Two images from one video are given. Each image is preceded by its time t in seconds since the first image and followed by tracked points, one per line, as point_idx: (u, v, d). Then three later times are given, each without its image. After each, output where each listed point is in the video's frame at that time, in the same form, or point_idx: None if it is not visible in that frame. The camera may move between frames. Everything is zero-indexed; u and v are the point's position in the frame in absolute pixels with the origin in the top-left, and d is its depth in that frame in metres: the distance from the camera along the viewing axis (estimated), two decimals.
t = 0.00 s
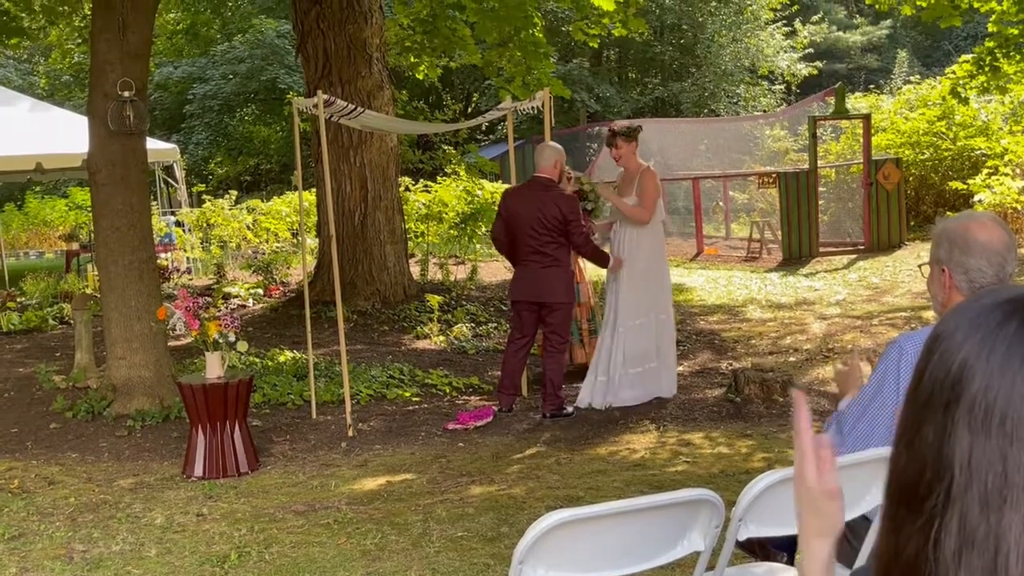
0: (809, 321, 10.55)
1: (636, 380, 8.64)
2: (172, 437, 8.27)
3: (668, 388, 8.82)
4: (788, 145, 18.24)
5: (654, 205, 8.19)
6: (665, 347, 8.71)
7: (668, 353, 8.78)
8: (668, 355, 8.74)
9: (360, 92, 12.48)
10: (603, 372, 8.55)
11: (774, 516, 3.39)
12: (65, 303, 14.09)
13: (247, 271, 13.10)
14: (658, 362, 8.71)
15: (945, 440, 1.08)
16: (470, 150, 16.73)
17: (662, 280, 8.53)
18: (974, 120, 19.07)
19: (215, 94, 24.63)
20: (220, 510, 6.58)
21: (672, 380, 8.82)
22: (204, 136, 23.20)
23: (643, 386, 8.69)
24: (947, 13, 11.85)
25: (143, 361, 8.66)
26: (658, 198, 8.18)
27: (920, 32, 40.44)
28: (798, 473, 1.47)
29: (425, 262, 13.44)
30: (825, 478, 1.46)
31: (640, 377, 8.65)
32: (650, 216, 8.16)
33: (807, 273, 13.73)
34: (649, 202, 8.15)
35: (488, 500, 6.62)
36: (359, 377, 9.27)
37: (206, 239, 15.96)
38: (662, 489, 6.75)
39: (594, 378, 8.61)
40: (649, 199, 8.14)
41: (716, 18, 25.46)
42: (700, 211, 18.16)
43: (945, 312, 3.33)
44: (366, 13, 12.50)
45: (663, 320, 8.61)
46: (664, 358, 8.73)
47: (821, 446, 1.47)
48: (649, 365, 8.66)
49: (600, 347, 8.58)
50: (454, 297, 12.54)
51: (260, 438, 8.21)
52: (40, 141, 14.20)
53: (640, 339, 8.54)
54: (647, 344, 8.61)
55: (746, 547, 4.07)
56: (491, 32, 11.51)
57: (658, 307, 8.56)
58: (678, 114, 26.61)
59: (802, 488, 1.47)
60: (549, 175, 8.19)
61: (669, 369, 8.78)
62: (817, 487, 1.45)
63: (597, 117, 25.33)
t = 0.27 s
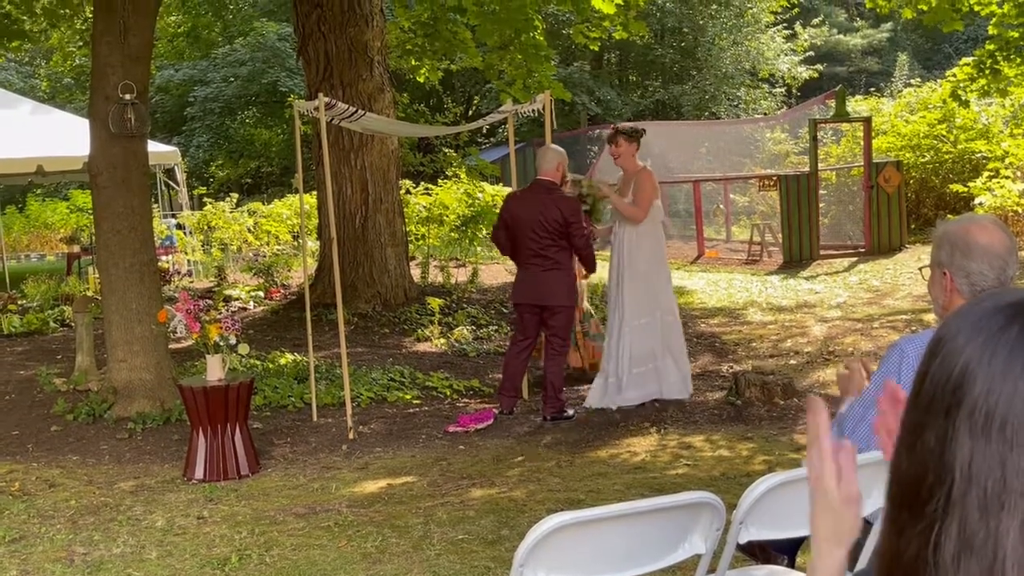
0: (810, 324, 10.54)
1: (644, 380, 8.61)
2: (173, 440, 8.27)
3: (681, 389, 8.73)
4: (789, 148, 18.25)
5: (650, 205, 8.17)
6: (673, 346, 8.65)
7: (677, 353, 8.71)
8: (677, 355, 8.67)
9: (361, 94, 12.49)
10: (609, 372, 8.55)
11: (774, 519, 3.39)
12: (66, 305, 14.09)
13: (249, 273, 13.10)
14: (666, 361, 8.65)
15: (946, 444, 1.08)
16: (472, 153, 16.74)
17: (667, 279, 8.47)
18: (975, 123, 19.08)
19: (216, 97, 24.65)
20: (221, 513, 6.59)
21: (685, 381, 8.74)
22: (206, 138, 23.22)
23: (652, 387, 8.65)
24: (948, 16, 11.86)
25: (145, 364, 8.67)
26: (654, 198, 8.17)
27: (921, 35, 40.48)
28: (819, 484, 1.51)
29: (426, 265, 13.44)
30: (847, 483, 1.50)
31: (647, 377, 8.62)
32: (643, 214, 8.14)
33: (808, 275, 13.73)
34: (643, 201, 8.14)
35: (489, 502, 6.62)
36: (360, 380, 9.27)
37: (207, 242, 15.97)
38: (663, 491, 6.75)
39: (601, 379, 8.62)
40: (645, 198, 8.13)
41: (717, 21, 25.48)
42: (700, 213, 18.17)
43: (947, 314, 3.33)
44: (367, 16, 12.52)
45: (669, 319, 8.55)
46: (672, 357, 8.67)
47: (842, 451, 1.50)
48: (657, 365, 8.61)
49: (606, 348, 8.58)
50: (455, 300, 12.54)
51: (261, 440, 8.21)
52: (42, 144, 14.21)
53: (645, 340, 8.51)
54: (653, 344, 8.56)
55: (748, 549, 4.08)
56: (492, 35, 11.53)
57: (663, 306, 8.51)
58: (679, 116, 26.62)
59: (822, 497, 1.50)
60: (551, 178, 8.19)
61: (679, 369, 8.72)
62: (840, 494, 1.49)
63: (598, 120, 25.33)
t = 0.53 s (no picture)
0: (811, 325, 10.54)
1: (646, 381, 8.60)
2: (174, 441, 8.27)
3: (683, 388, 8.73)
4: (790, 149, 18.23)
5: (650, 207, 8.14)
6: (674, 347, 8.64)
7: (678, 353, 8.70)
8: (679, 355, 8.66)
9: (362, 96, 12.49)
10: (611, 375, 8.53)
11: (775, 521, 3.39)
12: (67, 307, 14.10)
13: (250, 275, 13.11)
14: (668, 361, 8.64)
15: (947, 447, 1.08)
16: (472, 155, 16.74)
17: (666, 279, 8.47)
18: (976, 124, 19.09)
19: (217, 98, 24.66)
20: (221, 515, 6.58)
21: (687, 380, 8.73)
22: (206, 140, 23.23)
23: (654, 388, 8.65)
24: (949, 18, 11.86)
25: (146, 365, 8.67)
26: (652, 200, 8.15)
27: (922, 36, 40.49)
28: (838, 482, 1.49)
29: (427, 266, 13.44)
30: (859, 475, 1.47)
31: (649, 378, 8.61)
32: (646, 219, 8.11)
33: (809, 277, 13.73)
34: (644, 205, 8.11)
35: (489, 504, 6.62)
36: (360, 381, 9.27)
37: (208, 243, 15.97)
38: (663, 493, 6.75)
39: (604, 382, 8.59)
40: (644, 201, 8.11)
41: (718, 23, 25.48)
42: (701, 215, 18.17)
43: (948, 316, 3.32)
44: (368, 18, 12.53)
45: (670, 319, 8.56)
46: (674, 357, 8.66)
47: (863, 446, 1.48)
48: (659, 366, 8.61)
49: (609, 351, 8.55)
50: (456, 301, 12.54)
51: (262, 442, 8.21)
52: (43, 146, 14.21)
53: (646, 340, 8.51)
54: (654, 344, 8.56)
55: (748, 551, 4.08)
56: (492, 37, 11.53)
57: (663, 306, 8.51)
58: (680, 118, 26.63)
59: (839, 495, 1.49)
60: (553, 180, 8.19)
61: (681, 369, 8.71)
62: (856, 494, 1.47)
63: (599, 121, 25.33)
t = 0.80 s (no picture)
0: (811, 326, 10.53)
1: (645, 383, 8.58)
2: (175, 442, 8.27)
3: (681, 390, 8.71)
4: (791, 150, 18.24)
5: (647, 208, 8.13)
6: (672, 348, 8.63)
7: (677, 355, 8.68)
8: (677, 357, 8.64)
9: (363, 96, 12.50)
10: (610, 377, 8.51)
11: (776, 522, 3.39)
12: (68, 308, 14.10)
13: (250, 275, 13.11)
14: (666, 363, 8.63)
15: (946, 449, 1.03)
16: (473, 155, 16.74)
17: (664, 281, 8.45)
18: (977, 125, 19.08)
19: (218, 99, 24.67)
20: (222, 515, 6.58)
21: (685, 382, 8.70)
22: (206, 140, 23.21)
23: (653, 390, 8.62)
24: (951, 18, 11.86)
25: (147, 365, 8.67)
26: (648, 200, 8.12)
27: (923, 37, 40.51)
28: (850, 487, 1.34)
29: (427, 266, 13.42)
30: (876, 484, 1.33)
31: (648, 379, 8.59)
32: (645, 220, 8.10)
33: (809, 278, 13.72)
34: (640, 206, 8.09)
35: (490, 505, 6.62)
36: (361, 382, 9.26)
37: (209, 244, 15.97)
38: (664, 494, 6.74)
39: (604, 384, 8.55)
40: (640, 202, 8.08)
41: (719, 24, 25.48)
42: (702, 215, 18.16)
43: (950, 316, 3.32)
44: (369, 18, 12.54)
45: (667, 320, 8.54)
46: (672, 359, 8.65)
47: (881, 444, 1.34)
48: (657, 367, 8.60)
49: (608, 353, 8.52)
50: (457, 301, 12.52)
51: (263, 443, 8.21)
52: (44, 146, 14.21)
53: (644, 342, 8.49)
54: (652, 346, 8.54)
55: (750, 552, 4.07)
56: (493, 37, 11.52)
57: (661, 307, 8.49)
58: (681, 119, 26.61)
59: (851, 501, 1.34)
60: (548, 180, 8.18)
61: (679, 370, 8.69)
62: (867, 496, 1.32)
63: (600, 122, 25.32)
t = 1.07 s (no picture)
0: (812, 326, 10.52)
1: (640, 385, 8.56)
2: (176, 442, 8.27)
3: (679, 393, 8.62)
4: (792, 150, 18.22)
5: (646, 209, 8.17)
6: (669, 352, 8.55)
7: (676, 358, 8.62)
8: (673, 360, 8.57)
9: (364, 97, 12.49)
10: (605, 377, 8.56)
11: (776, 522, 3.39)
12: (69, 307, 14.09)
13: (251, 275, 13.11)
14: (663, 366, 8.57)
15: (951, 450, 1.08)
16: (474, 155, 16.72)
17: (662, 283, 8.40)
18: (978, 125, 19.08)
19: (219, 99, 24.66)
20: (222, 515, 6.58)
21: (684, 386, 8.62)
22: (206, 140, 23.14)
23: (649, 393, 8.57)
24: (952, 19, 11.85)
25: (148, 365, 8.67)
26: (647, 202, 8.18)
27: (923, 37, 40.52)
28: (864, 484, 1.50)
29: (428, 267, 13.41)
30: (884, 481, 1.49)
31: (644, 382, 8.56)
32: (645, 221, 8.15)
33: (810, 278, 13.72)
34: (640, 208, 8.14)
35: (491, 505, 6.61)
36: (362, 382, 9.26)
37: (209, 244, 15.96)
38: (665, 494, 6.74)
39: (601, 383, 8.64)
40: (640, 204, 8.14)
41: (720, 24, 25.46)
42: (703, 216, 18.16)
43: (950, 316, 3.32)
44: (370, 18, 12.53)
45: (663, 325, 8.45)
46: (668, 362, 8.58)
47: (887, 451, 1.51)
48: (653, 371, 8.53)
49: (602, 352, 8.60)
50: (458, 301, 12.51)
51: (263, 443, 8.21)
52: (44, 146, 14.21)
53: (639, 345, 8.46)
54: (647, 350, 8.49)
55: (751, 552, 4.07)
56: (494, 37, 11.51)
57: (656, 311, 8.43)
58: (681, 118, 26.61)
59: (861, 497, 1.50)
60: (547, 181, 8.17)
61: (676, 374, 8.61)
62: (876, 495, 1.49)
63: (600, 122, 25.32)
